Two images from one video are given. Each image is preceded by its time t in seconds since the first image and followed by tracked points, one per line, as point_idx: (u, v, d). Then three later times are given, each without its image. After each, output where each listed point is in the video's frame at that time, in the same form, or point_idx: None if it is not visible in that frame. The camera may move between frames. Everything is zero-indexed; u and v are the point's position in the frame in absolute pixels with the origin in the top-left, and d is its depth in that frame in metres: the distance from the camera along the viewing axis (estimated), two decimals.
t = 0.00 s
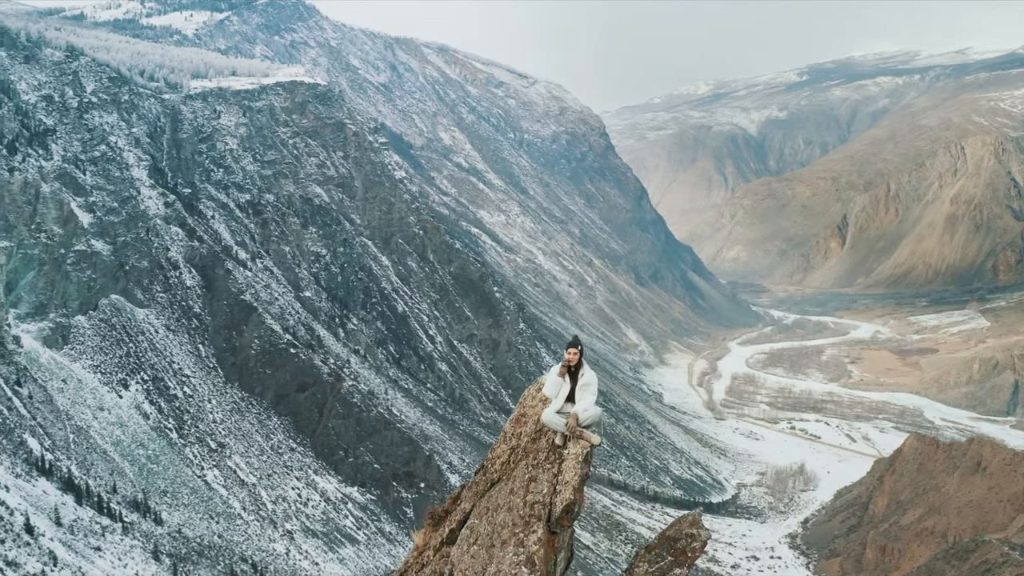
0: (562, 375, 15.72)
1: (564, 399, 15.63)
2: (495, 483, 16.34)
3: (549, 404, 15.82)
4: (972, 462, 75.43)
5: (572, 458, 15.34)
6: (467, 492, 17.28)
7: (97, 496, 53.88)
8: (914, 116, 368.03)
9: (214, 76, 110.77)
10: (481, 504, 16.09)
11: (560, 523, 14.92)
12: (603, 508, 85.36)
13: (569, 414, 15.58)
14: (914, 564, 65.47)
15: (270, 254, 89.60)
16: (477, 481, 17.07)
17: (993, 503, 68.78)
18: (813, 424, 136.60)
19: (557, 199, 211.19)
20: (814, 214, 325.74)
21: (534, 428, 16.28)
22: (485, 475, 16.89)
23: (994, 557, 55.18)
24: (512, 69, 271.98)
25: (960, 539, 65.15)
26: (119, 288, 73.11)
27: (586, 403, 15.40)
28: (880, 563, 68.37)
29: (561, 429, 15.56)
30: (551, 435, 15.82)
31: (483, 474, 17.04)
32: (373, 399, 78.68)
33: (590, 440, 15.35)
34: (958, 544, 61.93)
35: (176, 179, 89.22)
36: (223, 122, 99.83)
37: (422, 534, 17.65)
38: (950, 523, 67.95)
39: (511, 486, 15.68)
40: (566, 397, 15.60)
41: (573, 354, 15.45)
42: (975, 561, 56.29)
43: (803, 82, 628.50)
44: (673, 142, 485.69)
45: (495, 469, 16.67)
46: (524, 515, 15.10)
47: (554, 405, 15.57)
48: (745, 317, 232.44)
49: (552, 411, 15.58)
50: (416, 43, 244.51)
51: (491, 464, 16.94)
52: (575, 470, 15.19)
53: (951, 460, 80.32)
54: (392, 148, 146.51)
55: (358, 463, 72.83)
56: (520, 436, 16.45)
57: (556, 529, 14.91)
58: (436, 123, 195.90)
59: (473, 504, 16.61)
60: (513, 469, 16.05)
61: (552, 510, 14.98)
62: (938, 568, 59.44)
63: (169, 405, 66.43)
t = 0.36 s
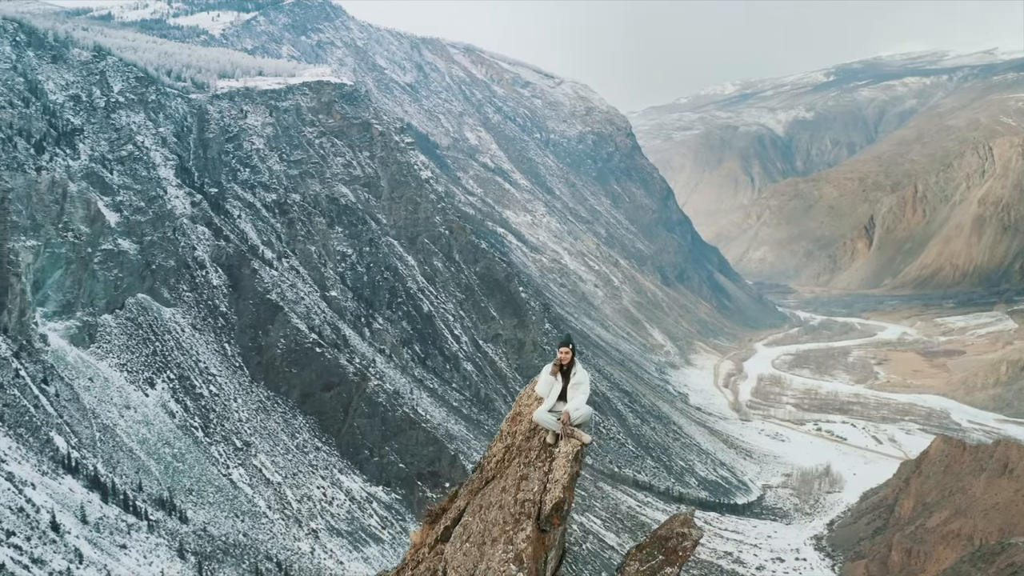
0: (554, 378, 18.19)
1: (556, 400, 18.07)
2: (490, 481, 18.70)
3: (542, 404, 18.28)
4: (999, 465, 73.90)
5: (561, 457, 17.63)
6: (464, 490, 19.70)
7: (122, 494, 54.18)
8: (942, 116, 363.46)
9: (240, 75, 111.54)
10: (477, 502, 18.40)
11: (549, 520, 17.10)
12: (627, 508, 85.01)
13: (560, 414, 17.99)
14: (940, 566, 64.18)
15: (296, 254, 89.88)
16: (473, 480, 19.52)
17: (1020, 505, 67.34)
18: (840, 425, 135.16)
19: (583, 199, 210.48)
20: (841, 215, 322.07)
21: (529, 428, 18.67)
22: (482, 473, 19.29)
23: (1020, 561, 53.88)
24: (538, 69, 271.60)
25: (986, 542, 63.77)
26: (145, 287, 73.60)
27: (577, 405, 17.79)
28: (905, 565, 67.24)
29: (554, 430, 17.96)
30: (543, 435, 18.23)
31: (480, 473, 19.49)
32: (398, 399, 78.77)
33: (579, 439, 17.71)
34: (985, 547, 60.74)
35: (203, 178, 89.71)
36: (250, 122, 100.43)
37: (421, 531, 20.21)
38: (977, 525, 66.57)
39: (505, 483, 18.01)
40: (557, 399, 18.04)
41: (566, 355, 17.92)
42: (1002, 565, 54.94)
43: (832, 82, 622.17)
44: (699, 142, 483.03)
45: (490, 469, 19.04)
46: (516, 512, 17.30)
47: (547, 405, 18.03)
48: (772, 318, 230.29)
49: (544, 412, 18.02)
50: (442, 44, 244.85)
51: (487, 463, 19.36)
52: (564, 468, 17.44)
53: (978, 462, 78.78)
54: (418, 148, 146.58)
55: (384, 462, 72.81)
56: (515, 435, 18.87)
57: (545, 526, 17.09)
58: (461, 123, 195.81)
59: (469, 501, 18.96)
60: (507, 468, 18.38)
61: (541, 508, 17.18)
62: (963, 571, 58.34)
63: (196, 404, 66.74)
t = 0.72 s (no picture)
0: (548, 374, 17.36)
1: (549, 398, 17.27)
2: (483, 480, 17.78)
3: (535, 401, 17.46)
4: None
5: (554, 454, 16.86)
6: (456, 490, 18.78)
7: (145, 492, 54.44)
8: (967, 116, 359.47)
9: (265, 75, 112.41)
10: (469, 499, 17.52)
11: (539, 519, 16.25)
12: (649, 509, 84.54)
13: (553, 411, 17.18)
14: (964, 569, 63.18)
15: (320, 254, 90.12)
16: (465, 480, 18.58)
17: None
18: (864, 427, 133.81)
19: (606, 199, 209.95)
20: (866, 216, 319.89)
21: (521, 425, 17.84)
22: (475, 472, 18.38)
23: None
24: (562, 69, 271.58)
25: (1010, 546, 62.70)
26: (169, 286, 73.99)
27: (570, 401, 17.00)
28: (929, 567, 66.40)
29: (545, 427, 17.17)
30: (536, 433, 17.38)
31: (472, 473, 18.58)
32: (421, 399, 78.83)
33: (572, 437, 16.96)
34: (1008, 550, 59.56)
35: (227, 178, 90.24)
36: (274, 122, 101.05)
37: (414, 531, 19.58)
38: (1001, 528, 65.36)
39: (497, 481, 17.13)
40: (551, 395, 17.23)
41: (559, 352, 17.06)
42: None
43: (856, 82, 617.29)
44: (724, 142, 480.72)
45: (482, 467, 18.08)
46: (506, 510, 16.44)
47: (539, 403, 17.22)
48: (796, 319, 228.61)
49: (536, 409, 17.21)
50: (466, 44, 245.24)
51: (479, 462, 18.45)
52: (556, 465, 16.66)
53: (1002, 465, 77.10)
54: (442, 148, 146.95)
55: (406, 462, 72.85)
56: (509, 432, 17.96)
57: (536, 524, 16.22)
58: (485, 123, 195.90)
59: (463, 499, 18.03)
60: (500, 465, 17.49)
61: (533, 506, 16.34)
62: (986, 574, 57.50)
63: (219, 403, 67.00)
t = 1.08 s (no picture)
0: (540, 372, 17.33)
1: (542, 396, 17.29)
2: (480, 476, 17.87)
3: (529, 400, 17.51)
4: None
5: (545, 452, 16.80)
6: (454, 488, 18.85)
7: (171, 491, 54.76)
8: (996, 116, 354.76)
9: (291, 75, 113.31)
10: (466, 496, 17.52)
11: (531, 516, 16.23)
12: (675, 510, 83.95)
13: (545, 409, 17.21)
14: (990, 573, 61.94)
15: (346, 253, 90.37)
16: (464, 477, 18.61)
17: None
18: (890, 429, 132.37)
19: (633, 199, 209.14)
20: (893, 217, 316.70)
21: (518, 423, 17.89)
22: (474, 470, 18.39)
23: None
24: (589, 69, 271.17)
25: None
26: (196, 285, 74.38)
27: (563, 400, 17.03)
28: (954, 571, 65.26)
29: (539, 425, 17.16)
30: (530, 431, 17.41)
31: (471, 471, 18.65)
32: (447, 399, 78.75)
33: (564, 434, 16.88)
34: None
35: (254, 178, 90.84)
36: (301, 122, 101.69)
37: (415, 527, 19.52)
38: None
39: (492, 478, 17.15)
40: (544, 393, 17.26)
41: (551, 351, 16.91)
42: None
43: (884, 82, 611.08)
44: (751, 142, 477.52)
45: (479, 464, 18.13)
46: (499, 507, 16.40)
47: (532, 401, 17.24)
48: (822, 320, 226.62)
49: (530, 407, 17.23)
50: (493, 45, 245.51)
51: (477, 459, 18.49)
52: (547, 464, 16.61)
53: None
54: (467, 148, 147.28)
55: (431, 461, 72.73)
56: (506, 430, 17.99)
57: (527, 521, 16.18)
58: (512, 123, 195.70)
59: (459, 495, 18.15)
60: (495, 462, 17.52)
61: (524, 503, 16.30)
62: None
63: (245, 402, 67.27)
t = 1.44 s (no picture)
0: (534, 367, 16.76)
1: (536, 394, 16.68)
2: (476, 475, 17.08)
3: (523, 398, 16.89)
4: None
5: (540, 449, 16.04)
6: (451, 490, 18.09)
7: (199, 489, 55.00)
8: None
9: (320, 75, 114.34)
10: (463, 495, 16.72)
11: (524, 513, 15.43)
12: (702, 511, 83.17)
13: (540, 407, 16.53)
14: None
15: (374, 253, 90.60)
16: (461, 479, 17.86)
17: None
18: (919, 430, 130.73)
19: (661, 199, 208.29)
20: (922, 217, 312.04)
21: (515, 422, 17.21)
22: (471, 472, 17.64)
23: None
24: (617, 69, 270.72)
25: None
26: (224, 285, 74.79)
27: (558, 397, 16.35)
28: None
29: (533, 422, 16.48)
30: (524, 429, 16.67)
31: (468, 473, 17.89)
32: (474, 399, 78.54)
33: (560, 432, 16.21)
34: None
35: (282, 177, 91.56)
36: (329, 122, 102.38)
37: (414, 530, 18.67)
38: None
39: (488, 475, 16.39)
40: (538, 389, 16.65)
41: (546, 346, 16.53)
42: None
43: (913, 83, 604.79)
44: (780, 142, 473.76)
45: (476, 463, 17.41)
46: (493, 503, 15.56)
47: (527, 398, 16.63)
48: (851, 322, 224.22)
49: (525, 404, 16.64)
50: (521, 45, 245.77)
51: (476, 460, 17.75)
52: (540, 460, 15.82)
53: None
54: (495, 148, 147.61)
55: (459, 460, 72.61)
56: (504, 428, 17.24)
57: (521, 518, 15.39)
58: (540, 124, 195.44)
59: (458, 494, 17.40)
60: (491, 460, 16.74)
61: (518, 500, 15.46)
62: None
63: (273, 400, 67.55)
